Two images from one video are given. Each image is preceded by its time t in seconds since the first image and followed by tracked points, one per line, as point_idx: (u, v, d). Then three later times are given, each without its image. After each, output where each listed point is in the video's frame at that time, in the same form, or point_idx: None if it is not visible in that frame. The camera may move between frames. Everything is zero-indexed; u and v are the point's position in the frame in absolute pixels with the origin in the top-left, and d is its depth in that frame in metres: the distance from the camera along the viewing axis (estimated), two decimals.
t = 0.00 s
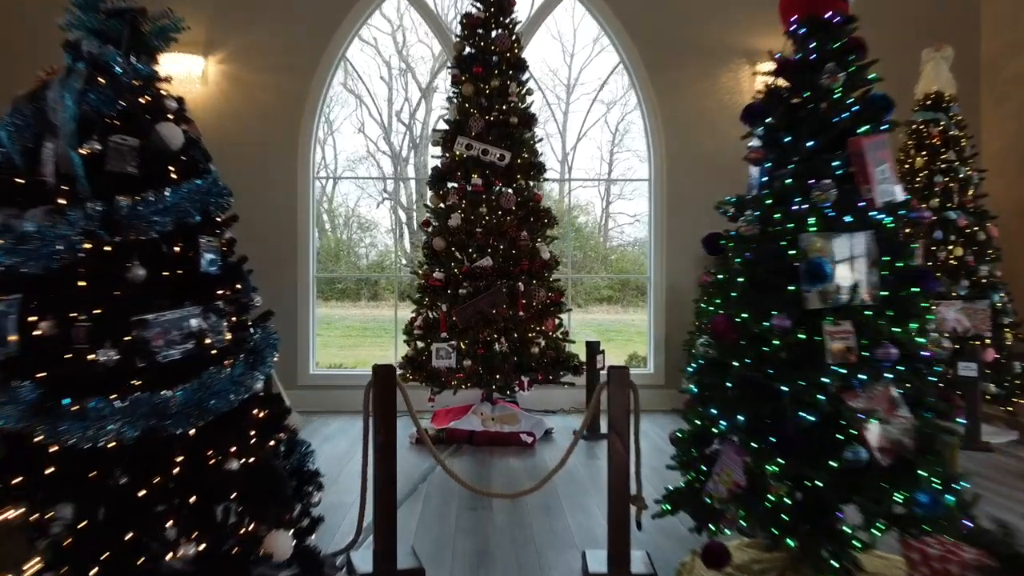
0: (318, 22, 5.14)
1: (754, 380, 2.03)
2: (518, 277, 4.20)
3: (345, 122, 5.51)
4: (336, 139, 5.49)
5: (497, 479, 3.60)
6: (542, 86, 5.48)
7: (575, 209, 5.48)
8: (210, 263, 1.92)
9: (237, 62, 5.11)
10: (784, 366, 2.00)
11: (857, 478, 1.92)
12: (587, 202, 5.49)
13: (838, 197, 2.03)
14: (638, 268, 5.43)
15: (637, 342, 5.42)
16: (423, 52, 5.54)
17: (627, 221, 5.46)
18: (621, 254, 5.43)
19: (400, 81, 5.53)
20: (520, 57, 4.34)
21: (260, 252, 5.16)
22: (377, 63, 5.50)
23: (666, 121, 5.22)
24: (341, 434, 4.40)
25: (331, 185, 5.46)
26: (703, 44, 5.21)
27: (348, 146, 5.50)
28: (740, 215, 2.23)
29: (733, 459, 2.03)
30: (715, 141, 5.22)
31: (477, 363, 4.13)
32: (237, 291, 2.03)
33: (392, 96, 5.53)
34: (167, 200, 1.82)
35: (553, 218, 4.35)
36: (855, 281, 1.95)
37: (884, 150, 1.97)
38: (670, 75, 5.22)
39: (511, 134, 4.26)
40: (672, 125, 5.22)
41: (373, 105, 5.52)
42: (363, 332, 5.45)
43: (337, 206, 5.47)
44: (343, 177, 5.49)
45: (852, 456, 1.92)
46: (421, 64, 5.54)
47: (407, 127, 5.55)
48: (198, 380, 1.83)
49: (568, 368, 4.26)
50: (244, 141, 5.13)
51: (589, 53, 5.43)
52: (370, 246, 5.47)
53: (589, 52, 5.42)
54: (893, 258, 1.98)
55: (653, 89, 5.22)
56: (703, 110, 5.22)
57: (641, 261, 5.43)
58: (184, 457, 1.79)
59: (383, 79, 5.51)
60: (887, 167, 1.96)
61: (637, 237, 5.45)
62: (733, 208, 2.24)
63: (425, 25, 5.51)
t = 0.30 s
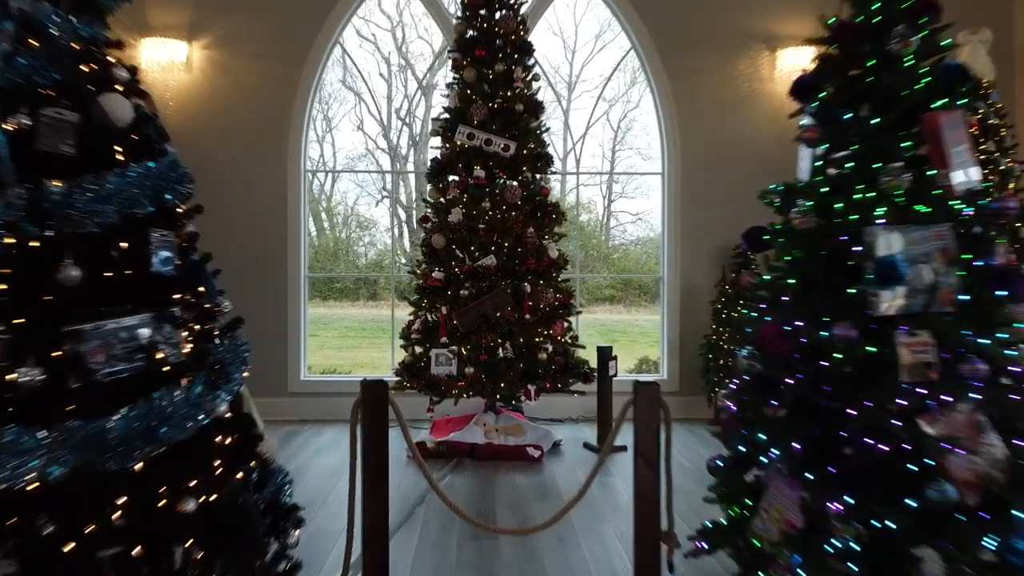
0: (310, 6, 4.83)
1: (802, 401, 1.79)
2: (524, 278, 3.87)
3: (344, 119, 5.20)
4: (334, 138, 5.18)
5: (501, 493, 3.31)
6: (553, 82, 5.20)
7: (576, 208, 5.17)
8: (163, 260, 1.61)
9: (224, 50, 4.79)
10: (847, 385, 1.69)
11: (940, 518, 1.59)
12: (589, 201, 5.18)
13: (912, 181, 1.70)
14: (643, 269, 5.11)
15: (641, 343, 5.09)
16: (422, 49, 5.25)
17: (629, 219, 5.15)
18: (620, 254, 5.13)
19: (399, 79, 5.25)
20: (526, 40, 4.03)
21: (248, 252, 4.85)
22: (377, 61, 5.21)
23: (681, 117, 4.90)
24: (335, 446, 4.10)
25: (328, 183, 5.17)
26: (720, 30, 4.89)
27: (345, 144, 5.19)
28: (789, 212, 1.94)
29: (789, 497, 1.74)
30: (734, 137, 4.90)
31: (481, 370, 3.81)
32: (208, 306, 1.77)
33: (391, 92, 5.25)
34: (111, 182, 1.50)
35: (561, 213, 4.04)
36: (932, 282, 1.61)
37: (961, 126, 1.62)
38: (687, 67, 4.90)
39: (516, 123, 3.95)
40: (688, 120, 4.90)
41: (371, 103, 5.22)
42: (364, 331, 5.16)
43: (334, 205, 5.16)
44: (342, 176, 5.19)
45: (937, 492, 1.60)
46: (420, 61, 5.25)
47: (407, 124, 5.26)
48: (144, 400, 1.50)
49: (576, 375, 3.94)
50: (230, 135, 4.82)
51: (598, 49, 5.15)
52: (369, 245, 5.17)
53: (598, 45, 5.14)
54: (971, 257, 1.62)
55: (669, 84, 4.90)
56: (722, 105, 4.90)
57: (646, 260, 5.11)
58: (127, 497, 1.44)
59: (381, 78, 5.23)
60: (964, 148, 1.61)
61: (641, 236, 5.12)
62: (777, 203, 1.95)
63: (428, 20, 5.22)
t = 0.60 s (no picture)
0: None
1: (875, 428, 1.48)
2: (530, 278, 3.58)
3: (342, 117, 4.90)
4: (332, 136, 4.86)
5: (505, 510, 3.00)
6: (565, 79, 4.89)
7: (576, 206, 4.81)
8: (89, 258, 1.28)
9: (209, 35, 4.48)
10: (939, 411, 1.37)
11: None
12: (590, 198, 4.84)
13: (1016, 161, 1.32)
14: (644, 269, 4.79)
15: (646, 344, 4.78)
16: (422, 46, 4.97)
17: (632, 218, 4.82)
18: (620, 255, 4.80)
19: (398, 77, 4.96)
20: (533, 20, 3.71)
21: (235, 249, 4.54)
22: (377, 58, 4.93)
23: (699, 109, 4.59)
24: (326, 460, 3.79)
25: (327, 181, 4.84)
26: (739, 14, 4.58)
27: (344, 142, 4.88)
28: (856, 199, 1.61)
29: (866, 547, 1.44)
30: (755, 131, 4.59)
31: (483, 380, 3.52)
32: (163, 313, 1.50)
33: (391, 90, 4.97)
34: (24, 159, 1.16)
35: (571, 207, 3.72)
36: None
37: None
38: (703, 54, 4.59)
39: (522, 110, 3.64)
40: (706, 114, 4.59)
41: (370, 100, 4.93)
42: (361, 332, 4.82)
43: (332, 203, 4.84)
44: (340, 174, 4.88)
45: None
46: (419, 57, 4.97)
47: (408, 123, 4.96)
48: (63, 434, 1.16)
49: (587, 384, 3.62)
50: (214, 126, 4.51)
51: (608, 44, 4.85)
52: (368, 244, 4.84)
53: (609, 36, 4.83)
54: None
55: (687, 75, 4.59)
56: (740, 95, 4.59)
57: (649, 260, 4.79)
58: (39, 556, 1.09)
59: (381, 75, 4.95)
60: None
61: (643, 236, 4.80)
62: (839, 190, 1.64)
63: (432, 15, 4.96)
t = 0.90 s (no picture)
0: None
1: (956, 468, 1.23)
2: (537, 280, 3.28)
3: (341, 115, 4.56)
4: (331, 136, 4.53)
5: (507, 538, 2.70)
6: (579, 80, 4.56)
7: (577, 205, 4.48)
8: None
9: (190, 19, 4.18)
10: None
11: None
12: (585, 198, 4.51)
13: None
14: (645, 268, 4.49)
15: (654, 346, 4.47)
16: (420, 45, 4.61)
17: (633, 217, 4.52)
18: (619, 257, 4.49)
19: (398, 75, 4.61)
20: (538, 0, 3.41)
21: (219, 249, 4.24)
22: (375, 56, 4.58)
23: (715, 102, 4.30)
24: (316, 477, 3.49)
25: (325, 180, 4.51)
26: None
27: (345, 140, 4.54)
28: (941, 186, 1.32)
29: None
30: (775, 125, 4.30)
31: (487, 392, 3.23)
32: (89, 327, 1.21)
33: (389, 88, 4.61)
34: None
35: (581, 203, 3.42)
36: None
37: None
38: (719, 40, 4.29)
39: (526, 97, 3.34)
40: (723, 107, 4.30)
41: (369, 98, 4.58)
42: (360, 334, 4.47)
43: (331, 202, 4.50)
44: (339, 173, 4.54)
45: None
46: (420, 57, 4.61)
47: (407, 122, 4.59)
48: None
49: (597, 396, 3.33)
50: (196, 118, 4.21)
51: (621, 40, 4.51)
52: (366, 244, 4.49)
53: (622, 29, 4.51)
54: None
55: (703, 67, 4.30)
56: (760, 84, 4.30)
57: (650, 260, 4.49)
58: None
59: (379, 74, 4.60)
60: None
61: (645, 235, 4.50)
62: (921, 175, 1.35)
63: (434, 10, 4.60)
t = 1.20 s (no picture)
0: None
1: None
2: (543, 281, 3.06)
3: (340, 113, 4.31)
4: (330, 135, 4.28)
5: (513, 564, 2.48)
6: (588, 77, 4.29)
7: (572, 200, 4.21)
8: None
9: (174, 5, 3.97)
10: None
11: None
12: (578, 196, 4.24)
13: None
14: (646, 268, 4.26)
15: (656, 348, 4.24)
16: (421, 42, 4.37)
17: (633, 216, 4.27)
18: (620, 257, 4.26)
19: (398, 73, 4.36)
20: None
21: (205, 247, 4.03)
22: (373, 54, 4.34)
23: (728, 95, 4.09)
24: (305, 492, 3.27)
25: (325, 178, 4.26)
26: None
27: (344, 137, 4.29)
28: None
29: None
30: (792, 119, 4.08)
31: (488, 401, 3.01)
32: (9, 339, 1.42)
33: (390, 85, 4.36)
34: None
35: (588, 199, 3.20)
36: None
37: None
38: (733, 27, 4.07)
39: (529, 85, 3.12)
40: (737, 100, 4.08)
41: (368, 97, 4.33)
42: (357, 334, 4.22)
43: (329, 202, 4.24)
44: (339, 172, 4.28)
45: None
46: (420, 53, 4.37)
47: (407, 121, 4.34)
48: None
49: (606, 405, 3.11)
50: (180, 110, 4.00)
51: (630, 36, 4.27)
52: (366, 243, 4.24)
53: (632, 23, 4.27)
54: None
55: (717, 58, 4.08)
56: (775, 75, 4.08)
57: (652, 259, 4.26)
58: None
59: (378, 73, 4.35)
60: None
61: (646, 234, 4.27)
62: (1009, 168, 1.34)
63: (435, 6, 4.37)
